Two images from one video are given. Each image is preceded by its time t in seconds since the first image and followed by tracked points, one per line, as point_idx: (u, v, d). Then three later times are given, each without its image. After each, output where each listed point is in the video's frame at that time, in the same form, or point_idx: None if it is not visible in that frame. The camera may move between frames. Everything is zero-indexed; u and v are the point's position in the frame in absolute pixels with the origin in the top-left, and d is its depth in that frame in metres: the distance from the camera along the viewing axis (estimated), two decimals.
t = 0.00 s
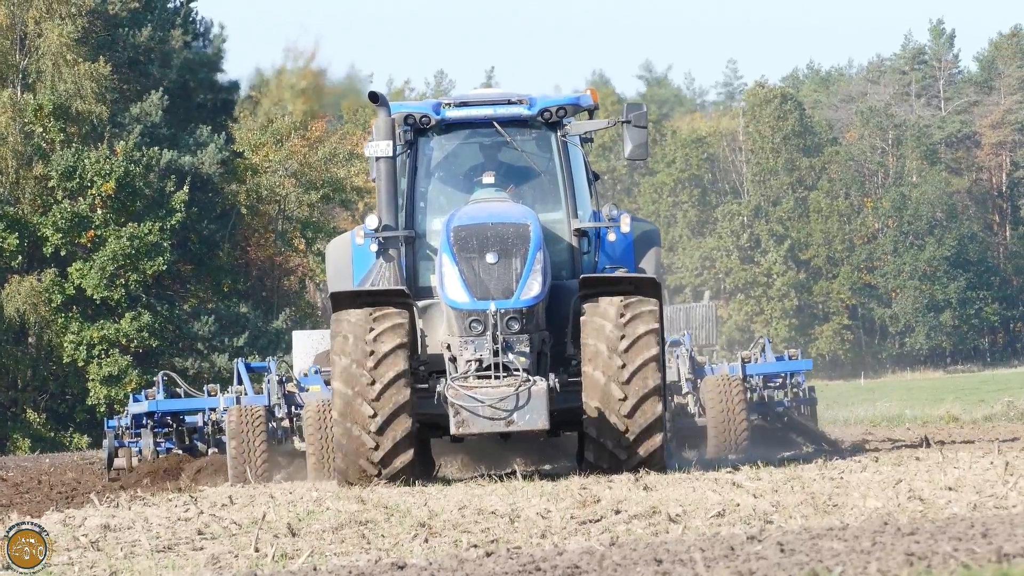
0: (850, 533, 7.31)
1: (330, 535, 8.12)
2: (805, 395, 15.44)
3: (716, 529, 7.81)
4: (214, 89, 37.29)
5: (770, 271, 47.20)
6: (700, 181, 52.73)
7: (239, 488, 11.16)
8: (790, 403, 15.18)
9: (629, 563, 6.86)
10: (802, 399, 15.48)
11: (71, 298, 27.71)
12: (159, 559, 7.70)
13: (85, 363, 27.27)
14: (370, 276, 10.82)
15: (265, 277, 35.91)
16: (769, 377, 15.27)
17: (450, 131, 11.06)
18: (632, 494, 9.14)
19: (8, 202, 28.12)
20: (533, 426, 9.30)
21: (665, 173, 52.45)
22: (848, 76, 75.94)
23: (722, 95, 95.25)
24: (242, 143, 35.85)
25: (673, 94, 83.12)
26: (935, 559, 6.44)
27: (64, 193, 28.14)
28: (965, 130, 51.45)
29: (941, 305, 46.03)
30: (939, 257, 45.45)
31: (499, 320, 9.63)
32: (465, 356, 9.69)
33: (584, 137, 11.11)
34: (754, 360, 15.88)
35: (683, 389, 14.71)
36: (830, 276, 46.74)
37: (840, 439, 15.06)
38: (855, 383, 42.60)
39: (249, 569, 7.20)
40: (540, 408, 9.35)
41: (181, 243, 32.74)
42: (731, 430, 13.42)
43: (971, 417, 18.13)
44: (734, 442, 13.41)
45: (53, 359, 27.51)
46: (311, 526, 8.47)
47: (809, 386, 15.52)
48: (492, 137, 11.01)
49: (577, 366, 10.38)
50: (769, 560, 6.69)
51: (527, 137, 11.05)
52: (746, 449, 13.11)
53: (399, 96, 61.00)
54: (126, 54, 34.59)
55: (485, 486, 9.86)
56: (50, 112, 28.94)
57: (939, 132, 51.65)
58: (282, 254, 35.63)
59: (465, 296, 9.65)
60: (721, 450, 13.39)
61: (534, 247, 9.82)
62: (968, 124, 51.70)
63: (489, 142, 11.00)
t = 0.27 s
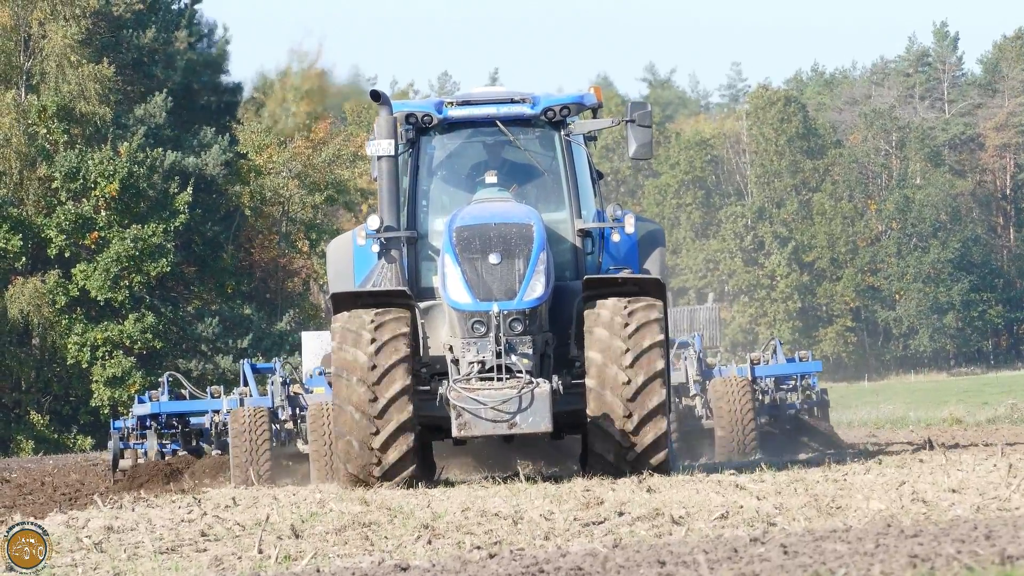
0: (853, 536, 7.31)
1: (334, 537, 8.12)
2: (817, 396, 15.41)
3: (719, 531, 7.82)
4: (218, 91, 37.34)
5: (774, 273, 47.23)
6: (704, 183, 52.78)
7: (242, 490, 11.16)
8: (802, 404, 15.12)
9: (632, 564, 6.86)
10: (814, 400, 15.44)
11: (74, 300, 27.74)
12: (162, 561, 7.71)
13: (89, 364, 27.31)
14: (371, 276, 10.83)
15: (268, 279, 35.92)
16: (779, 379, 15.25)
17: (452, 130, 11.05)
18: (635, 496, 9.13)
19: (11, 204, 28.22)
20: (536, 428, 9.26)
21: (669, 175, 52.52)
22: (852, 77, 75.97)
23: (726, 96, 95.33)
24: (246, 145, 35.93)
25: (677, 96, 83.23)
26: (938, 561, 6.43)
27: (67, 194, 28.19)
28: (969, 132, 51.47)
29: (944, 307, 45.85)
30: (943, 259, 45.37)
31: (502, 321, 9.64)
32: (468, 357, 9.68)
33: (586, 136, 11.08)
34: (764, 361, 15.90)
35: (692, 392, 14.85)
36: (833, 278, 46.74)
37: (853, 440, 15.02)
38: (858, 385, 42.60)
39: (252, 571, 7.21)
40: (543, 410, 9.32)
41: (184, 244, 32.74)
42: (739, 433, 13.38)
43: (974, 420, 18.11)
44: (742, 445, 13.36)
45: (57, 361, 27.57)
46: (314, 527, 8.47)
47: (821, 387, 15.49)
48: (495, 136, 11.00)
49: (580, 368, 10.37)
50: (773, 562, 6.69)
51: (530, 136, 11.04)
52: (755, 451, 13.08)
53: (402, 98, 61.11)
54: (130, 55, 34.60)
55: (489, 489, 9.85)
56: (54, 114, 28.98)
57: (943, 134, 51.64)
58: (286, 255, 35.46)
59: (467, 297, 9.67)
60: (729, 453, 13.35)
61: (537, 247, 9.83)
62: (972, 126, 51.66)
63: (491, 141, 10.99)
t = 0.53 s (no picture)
0: (852, 537, 7.31)
1: (332, 538, 8.12)
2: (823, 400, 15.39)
3: (718, 532, 7.82)
4: (217, 93, 37.35)
5: (772, 275, 47.27)
6: (703, 185, 52.85)
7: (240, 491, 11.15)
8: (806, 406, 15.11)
9: (631, 565, 6.86)
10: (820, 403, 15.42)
11: (73, 301, 27.73)
12: (161, 561, 7.71)
13: (87, 366, 27.30)
14: (369, 275, 10.84)
15: (267, 280, 35.93)
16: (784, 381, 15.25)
17: (451, 130, 11.05)
18: (634, 497, 9.13)
19: (10, 205, 28.25)
20: (534, 428, 9.27)
21: (668, 176, 52.61)
22: (851, 79, 76.06)
23: (725, 98, 95.45)
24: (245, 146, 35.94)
25: (676, 98, 83.36)
26: (937, 562, 6.43)
27: (66, 195, 28.21)
28: (968, 134, 51.52)
29: (943, 309, 45.77)
30: (941, 261, 45.31)
31: (500, 320, 9.64)
32: (465, 357, 9.68)
33: (586, 136, 11.05)
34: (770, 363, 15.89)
35: (694, 393, 14.92)
36: (832, 280, 46.77)
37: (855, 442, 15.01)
38: (857, 387, 42.63)
39: (251, 572, 7.20)
40: (541, 410, 9.32)
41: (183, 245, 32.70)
42: (740, 438, 13.36)
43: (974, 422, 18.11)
44: (743, 450, 13.35)
45: (56, 362, 27.57)
46: (313, 529, 8.46)
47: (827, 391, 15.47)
48: (494, 136, 11.00)
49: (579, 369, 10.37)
50: (771, 563, 6.70)
51: (529, 135, 11.03)
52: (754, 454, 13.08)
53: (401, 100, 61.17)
54: (129, 56, 34.57)
55: (488, 490, 9.84)
56: (53, 115, 28.94)
57: (941, 136, 51.67)
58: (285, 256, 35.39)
59: (465, 296, 9.66)
60: (730, 458, 13.34)
61: (537, 246, 9.82)
62: (970, 128, 51.70)
63: (490, 141, 10.99)
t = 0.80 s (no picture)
0: (850, 538, 7.31)
1: (331, 539, 8.12)
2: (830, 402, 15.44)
3: (717, 533, 7.83)
4: (216, 94, 37.35)
5: (772, 275, 47.31)
6: (702, 185, 52.90)
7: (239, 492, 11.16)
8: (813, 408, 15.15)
9: (630, 566, 6.86)
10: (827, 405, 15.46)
11: (73, 302, 27.72)
12: (161, 562, 7.71)
13: (86, 367, 27.29)
14: (367, 272, 10.82)
15: (266, 281, 35.93)
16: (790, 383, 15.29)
17: (449, 125, 11.04)
18: (633, 498, 9.14)
19: (9, 206, 28.23)
20: (532, 427, 9.27)
21: (667, 177, 52.67)
22: (850, 80, 76.15)
23: (724, 99, 95.54)
24: (244, 147, 35.94)
25: (675, 99, 83.46)
26: (936, 564, 6.43)
27: (66, 196, 28.19)
28: (967, 135, 51.57)
29: (942, 309, 45.66)
30: (941, 261, 45.16)
31: (498, 318, 9.63)
32: (463, 356, 9.69)
33: (586, 131, 11.09)
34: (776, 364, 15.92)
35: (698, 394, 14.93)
36: (831, 281, 46.77)
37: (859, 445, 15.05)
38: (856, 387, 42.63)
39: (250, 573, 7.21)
40: (538, 409, 9.33)
41: (182, 246, 32.62)
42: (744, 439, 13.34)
43: (973, 423, 18.09)
44: (747, 452, 13.34)
45: (54, 364, 27.56)
46: (312, 530, 8.46)
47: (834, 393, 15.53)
48: (493, 131, 10.98)
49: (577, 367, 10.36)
50: (770, 564, 6.70)
51: (528, 130, 11.02)
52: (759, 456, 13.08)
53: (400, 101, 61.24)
54: (127, 57, 34.52)
55: (486, 491, 9.84)
56: (52, 116, 28.91)
57: (940, 136, 51.67)
58: (284, 257, 35.38)
59: (462, 294, 9.66)
60: (734, 460, 13.33)
61: (534, 244, 9.81)
62: (969, 129, 51.72)
63: (489, 136, 10.98)
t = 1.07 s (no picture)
0: (850, 538, 7.31)
1: (330, 539, 8.11)
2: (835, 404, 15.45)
3: (716, 533, 7.83)
4: (215, 94, 37.35)
5: (770, 275, 47.34)
6: (701, 185, 52.97)
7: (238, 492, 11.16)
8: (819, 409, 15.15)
9: (629, 566, 6.85)
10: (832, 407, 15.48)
11: (72, 302, 27.71)
12: (160, 562, 7.71)
13: (85, 367, 27.27)
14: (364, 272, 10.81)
15: (265, 281, 35.93)
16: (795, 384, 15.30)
17: (447, 124, 11.04)
18: (632, 498, 9.13)
19: (8, 206, 28.21)
20: (529, 428, 9.28)
21: (666, 177, 52.73)
22: (849, 80, 76.20)
23: (723, 99, 95.60)
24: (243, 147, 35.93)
25: (674, 100, 83.56)
26: (935, 564, 6.42)
27: (64, 196, 28.17)
28: (965, 135, 51.63)
29: (941, 309, 45.58)
30: (940, 262, 45.00)
31: (495, 319, 9.62)
32: (459, 357, 9.69)
33: (585, 131, 11.08)
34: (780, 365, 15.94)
35: (701, 394, 14.93)
36: (830, 280, 46.78)
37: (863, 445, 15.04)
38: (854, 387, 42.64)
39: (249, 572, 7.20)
40: (535, 411, 9.32)
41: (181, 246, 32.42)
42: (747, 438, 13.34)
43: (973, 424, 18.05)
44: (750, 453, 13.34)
45: (53, 364, 27.54)
46: (311, 530, 8.46)
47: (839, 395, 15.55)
48: (491, 131, 10.98)
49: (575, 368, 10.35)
50: (769, 564, 6.70)
51: (526, 130, 11.03)
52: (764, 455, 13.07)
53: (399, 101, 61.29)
54: (126, 57, 34.46)
55: (485, 492, 9.84)
56: (51, 115, 28.82)
57: (939, 136, 51.64)
58: (283, 257, 35.40)
59: (459, 294, 9.65)
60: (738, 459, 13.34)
61: (532, 243, 9.79)
62: (968, 129, 51.73)
63: (487, 135, 10.98)
